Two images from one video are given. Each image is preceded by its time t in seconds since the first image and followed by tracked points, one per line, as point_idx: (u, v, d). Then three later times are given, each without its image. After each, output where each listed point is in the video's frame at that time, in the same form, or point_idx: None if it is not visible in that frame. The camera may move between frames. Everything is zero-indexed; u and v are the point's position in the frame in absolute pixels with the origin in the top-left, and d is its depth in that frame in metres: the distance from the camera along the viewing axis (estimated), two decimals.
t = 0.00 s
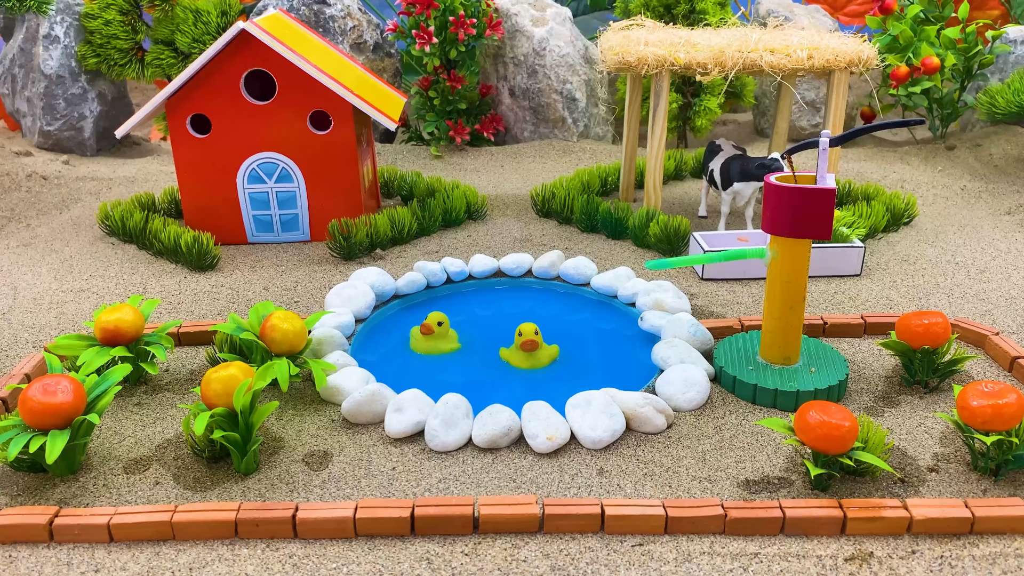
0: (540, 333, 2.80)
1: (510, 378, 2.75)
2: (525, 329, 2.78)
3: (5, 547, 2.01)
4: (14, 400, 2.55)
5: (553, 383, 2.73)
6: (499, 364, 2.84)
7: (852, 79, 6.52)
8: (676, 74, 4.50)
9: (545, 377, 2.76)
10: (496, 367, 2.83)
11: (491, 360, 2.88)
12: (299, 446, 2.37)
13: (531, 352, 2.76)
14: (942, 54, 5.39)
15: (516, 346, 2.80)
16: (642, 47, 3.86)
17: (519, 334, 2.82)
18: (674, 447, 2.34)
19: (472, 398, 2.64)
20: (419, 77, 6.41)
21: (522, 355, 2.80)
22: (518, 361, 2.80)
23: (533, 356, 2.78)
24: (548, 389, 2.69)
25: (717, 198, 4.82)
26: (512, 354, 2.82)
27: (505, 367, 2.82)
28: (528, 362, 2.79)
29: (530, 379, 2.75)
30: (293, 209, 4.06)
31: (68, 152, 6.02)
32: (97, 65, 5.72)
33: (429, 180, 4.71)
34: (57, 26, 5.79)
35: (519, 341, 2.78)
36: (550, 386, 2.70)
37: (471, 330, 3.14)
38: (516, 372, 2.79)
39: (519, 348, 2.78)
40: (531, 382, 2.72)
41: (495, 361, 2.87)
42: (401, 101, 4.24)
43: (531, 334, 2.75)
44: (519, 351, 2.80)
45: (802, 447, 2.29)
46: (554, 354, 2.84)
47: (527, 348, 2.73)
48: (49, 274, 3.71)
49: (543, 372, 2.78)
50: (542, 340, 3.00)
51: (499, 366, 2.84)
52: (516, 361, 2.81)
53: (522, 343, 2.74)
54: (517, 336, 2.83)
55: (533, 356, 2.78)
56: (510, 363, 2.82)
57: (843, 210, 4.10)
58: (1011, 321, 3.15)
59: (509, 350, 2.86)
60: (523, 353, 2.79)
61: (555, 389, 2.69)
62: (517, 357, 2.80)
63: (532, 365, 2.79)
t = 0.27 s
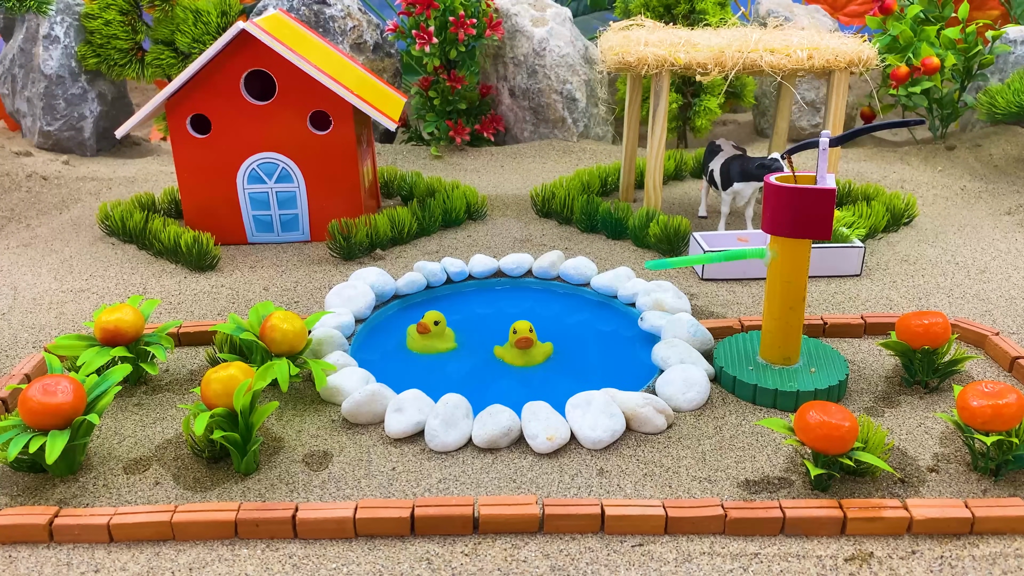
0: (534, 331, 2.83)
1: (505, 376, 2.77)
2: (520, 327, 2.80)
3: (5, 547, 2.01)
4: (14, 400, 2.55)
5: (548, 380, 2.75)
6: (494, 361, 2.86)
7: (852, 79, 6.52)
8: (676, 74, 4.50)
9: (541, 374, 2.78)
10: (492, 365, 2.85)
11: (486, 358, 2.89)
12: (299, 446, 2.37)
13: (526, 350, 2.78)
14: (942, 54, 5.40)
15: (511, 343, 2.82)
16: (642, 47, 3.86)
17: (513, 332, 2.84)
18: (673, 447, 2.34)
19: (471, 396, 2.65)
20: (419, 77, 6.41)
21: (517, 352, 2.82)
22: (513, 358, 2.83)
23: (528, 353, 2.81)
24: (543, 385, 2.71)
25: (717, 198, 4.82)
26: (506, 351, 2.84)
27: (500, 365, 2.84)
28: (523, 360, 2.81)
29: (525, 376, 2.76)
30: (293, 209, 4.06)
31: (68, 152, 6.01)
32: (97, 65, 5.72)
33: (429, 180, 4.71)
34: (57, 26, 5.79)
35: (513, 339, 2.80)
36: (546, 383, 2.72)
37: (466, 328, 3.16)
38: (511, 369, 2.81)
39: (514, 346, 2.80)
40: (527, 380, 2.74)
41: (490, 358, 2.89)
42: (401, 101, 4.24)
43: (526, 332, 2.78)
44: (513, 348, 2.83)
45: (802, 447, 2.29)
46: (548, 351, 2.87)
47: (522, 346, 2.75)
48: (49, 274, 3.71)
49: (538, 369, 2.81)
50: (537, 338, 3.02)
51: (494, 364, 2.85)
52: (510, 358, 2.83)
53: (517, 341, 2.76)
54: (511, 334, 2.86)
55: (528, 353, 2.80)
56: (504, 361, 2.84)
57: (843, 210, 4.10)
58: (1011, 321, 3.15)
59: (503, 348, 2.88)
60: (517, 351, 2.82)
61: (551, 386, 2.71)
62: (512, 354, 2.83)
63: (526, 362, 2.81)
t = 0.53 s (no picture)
0: (529, 329, 2.84)
1: (502, 374, 2.78)
2: (515, 325, 2.81)
3: (5, 547, 2.01)
4: (14, 400, 2.55)
5: (544, 377, 2.77)
6: (490, 359, 2.87)
7: (852, 79, 6.52)
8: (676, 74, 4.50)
9: (536, 372, 2.79)
10: (488, 363, 2.86)
11: (482, 357, 2.90)
12: (299, 446, 2.37)
13: (521, 348, 2.79)
14: (942, 53, 5.40)
15: (506, 341, 2.83)
16: (642, 47, 3.86)
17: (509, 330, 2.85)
18: (673, 447, 2.34)
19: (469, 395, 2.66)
20: (419, 77, 6.41)
21: (512, 350, 2.83)
22: (508, 356, 2.83)
23: (523, 351, 2.82)
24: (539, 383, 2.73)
25: (717, 198, 4.82)
26: (501, 349, 2.85)
27: (496, 363, 2.85)
28: (518, 357, 2.82)
29: (521, 374, 2.77)
30: (293, 209, 4.06)
31: (68, 152, 6.01)
32: (97, 65, 5.72)
33: (429, 180, 4.71)
34: (57, 26, 5.79)
35: (508, 337, 2.81)
36: (542, 381, 2.74)
37: (463, 326, 3.17)
38: (507, 368, 2.82)
39: (510, 344, 2.82)
40: (523, 377, 2.76)
41: (485, 356, 2.90)
42: (401, 101, 4.25)
43: (522, 330, 2.79)
44: (508, 346, 2.84)
45: (802, 447, 2.29)
46: (543, 349, 2.88)
47: (517, 344, 2.76)
48: (49, 274, 3.71)
49: (534, 367, 2.82)
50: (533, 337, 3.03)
51: (490, 362, 2.86)
52: (506, 356, 2.84)
53: (513, 339, 2.77)
54: (506, 332, 2.87)
55: (523, 351, 2.81)
56: (500, 359, 2.85)
57: (843, 210, 4.10)
58: (1011, 321, 3.15)
59: (499, 346, 2.89)
60: (513, 349, 2.83)
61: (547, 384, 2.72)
62: (507, 352, 2.84)
63: (522, 360, 2.82)
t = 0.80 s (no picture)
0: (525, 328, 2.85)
1: (498, 372, 2.79)
2: (510, 323, 2.82)
3: (5, 547, 2.01)
4: (14, 400, 2.55)
5: (540, 375, 2.78)
6: (485, 357, 2.88)
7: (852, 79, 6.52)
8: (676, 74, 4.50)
9: (532, 369, 2.81)
10: (484, 362, 2.87)
11: (478, 355, 2.91)
12: (299, 446, 2.37)
13: (516, 345, 2.81)
14: (942, 54, 5.40)
15: (501, 339, 2.84)
16: (642, 47, 3.86)
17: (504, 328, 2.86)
18: (673, 447, 2.34)
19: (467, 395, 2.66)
20: (419, 77, 6.41)
21: (507, 348, 2.85)
22: (504, 354, 2.85)
23: (519, 349, 2.83)
24: (534, 380, 2.74)
25: (717, 198, 4.82)
26: (497, 347, 2.87)
27: (492, 362, 2.86)
28: (514, 355, 2.83)
29: (517, 372, 2.79)
30: (293, 209, 4.06)
31: (68, 152, 6.01)
32: (97, 65, 5.72)
33: (429, 180, 4.71)
34: (57, 26, 5.79)
35: (504, 335, 2.82)
36: (537, 378, 2.76)
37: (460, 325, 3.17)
38: (503, 366, 2.83)
39: (505, 342, 2.83)
40: (519, 375, 2.77)
41: (481, 355, 2.90)
42: (400, 101, 4.25)
43: (517, 328, 2.80)
44: (504, 344, 2.85)
45: (802, 447, 2.29)
46: (539, 347, 2.89)
47: (513, 342, 2.77)
48: (49, 274, 3.71)
49: (529, 364, 2.84)
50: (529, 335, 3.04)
51: (486, 361, 2.87)
52: (501, 354, 2.85)
53: (508, 337, 2.78)
54: (501, 330, 2.88)
55: (519, 349, 2.82)
56: (495, 357, 2.86)
57: (843, 210, 4.10)
58: (1011, 321, 3.15)
59: (494, 344, 2.90)
60: (508, 347, 2.84)
61: (543, 382, 2.73)
62: (503, 350, 2.85)
63: (517, 358, 2.83)
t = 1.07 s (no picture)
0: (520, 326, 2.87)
1: (493, 371, 2.80)
2: (506, 322, 2.85)
3: (5, 547, 2.01)
4: (14, 400, 2.55)
5: (535, 373, 2.79)
6: (480, 356, 2.90)
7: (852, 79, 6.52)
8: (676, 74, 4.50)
9: (528, 367, 2.82)
10: (480, 361, 2.87)
11: (473, 354, 2.92)
12: (299, 446, 2.37)
13: (512, 344, 2.82)
14: (942, 54, 5.40)
15: (497, 338, 2.86)
16: (642, 47, 3.86)
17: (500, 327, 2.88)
18: (674, 447, 2.34)
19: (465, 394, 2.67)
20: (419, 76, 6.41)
21: (503, 346, 2.86)
22: (499, 353, 2.86)
23: (514, 347, 2.85)
24: (530, 378, 2.75)
25: (717, 198, 4.82)
26: (492, 346, 2.88)
27: (488, 360, 2.87)
28: (510, 354, 2.85)
29: (512, 370, 2.80)
30: (293, 209, 4.06)
31: (68, 152, 6.01)
32: (97, 65, 5.72)
33: (429, 180, 4.71)
34: (57, 26, 5.79)
35: (499, 333, 2.84)
36: (533, 376, 2.77)
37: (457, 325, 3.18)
38: (498, 364, 2.84)
39: (501, 341, 2.84)
40: (515, 373, 2.78)
41: (477, 354, 2.92)
42: (400, 101, 4.24)
43: (512, 326, 2.82)
44: (499, 343, 2.86)
45: (802, 447, 2.29)
46: (534, 345, 2.91)
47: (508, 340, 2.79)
48: (49, 274, 3.71)
49: (524, 363, 2.85)
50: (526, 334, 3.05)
51: (482, 359, 2.89)
52: (497, 353, 2.86)
53: (504, 335, 2.80)
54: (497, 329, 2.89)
55: (514, 347, 2.84)
56: (490, 356, 2.88)
57: (843, 210, 4.10)
58: (1011, 321, 3.15)
59: (489, 343, 2.92)
60: (504, 345, 2.85)
61: (539, 380, 2.75)
62: (498, 349, 2.86)
63: (513, 356, 2.84)
